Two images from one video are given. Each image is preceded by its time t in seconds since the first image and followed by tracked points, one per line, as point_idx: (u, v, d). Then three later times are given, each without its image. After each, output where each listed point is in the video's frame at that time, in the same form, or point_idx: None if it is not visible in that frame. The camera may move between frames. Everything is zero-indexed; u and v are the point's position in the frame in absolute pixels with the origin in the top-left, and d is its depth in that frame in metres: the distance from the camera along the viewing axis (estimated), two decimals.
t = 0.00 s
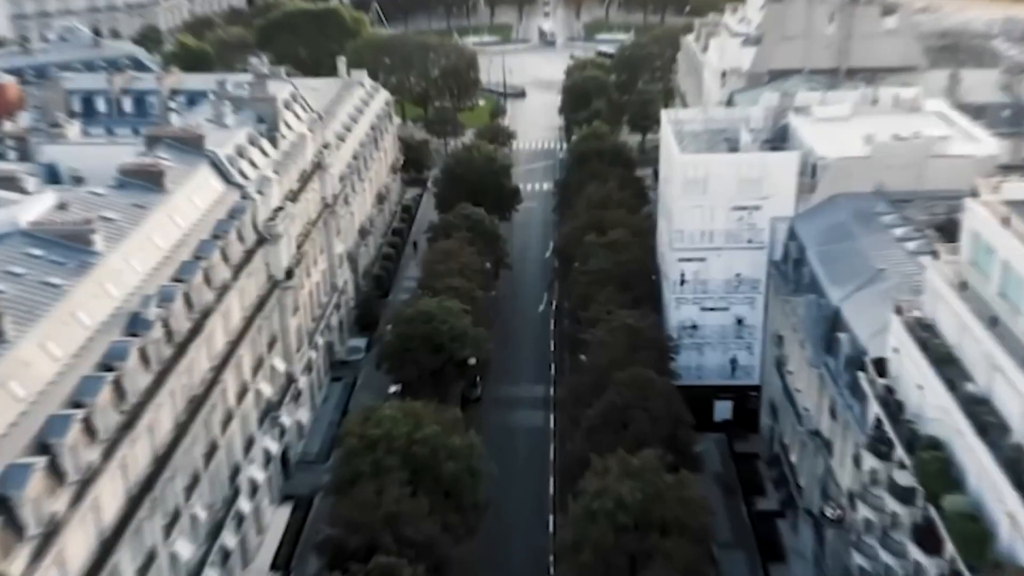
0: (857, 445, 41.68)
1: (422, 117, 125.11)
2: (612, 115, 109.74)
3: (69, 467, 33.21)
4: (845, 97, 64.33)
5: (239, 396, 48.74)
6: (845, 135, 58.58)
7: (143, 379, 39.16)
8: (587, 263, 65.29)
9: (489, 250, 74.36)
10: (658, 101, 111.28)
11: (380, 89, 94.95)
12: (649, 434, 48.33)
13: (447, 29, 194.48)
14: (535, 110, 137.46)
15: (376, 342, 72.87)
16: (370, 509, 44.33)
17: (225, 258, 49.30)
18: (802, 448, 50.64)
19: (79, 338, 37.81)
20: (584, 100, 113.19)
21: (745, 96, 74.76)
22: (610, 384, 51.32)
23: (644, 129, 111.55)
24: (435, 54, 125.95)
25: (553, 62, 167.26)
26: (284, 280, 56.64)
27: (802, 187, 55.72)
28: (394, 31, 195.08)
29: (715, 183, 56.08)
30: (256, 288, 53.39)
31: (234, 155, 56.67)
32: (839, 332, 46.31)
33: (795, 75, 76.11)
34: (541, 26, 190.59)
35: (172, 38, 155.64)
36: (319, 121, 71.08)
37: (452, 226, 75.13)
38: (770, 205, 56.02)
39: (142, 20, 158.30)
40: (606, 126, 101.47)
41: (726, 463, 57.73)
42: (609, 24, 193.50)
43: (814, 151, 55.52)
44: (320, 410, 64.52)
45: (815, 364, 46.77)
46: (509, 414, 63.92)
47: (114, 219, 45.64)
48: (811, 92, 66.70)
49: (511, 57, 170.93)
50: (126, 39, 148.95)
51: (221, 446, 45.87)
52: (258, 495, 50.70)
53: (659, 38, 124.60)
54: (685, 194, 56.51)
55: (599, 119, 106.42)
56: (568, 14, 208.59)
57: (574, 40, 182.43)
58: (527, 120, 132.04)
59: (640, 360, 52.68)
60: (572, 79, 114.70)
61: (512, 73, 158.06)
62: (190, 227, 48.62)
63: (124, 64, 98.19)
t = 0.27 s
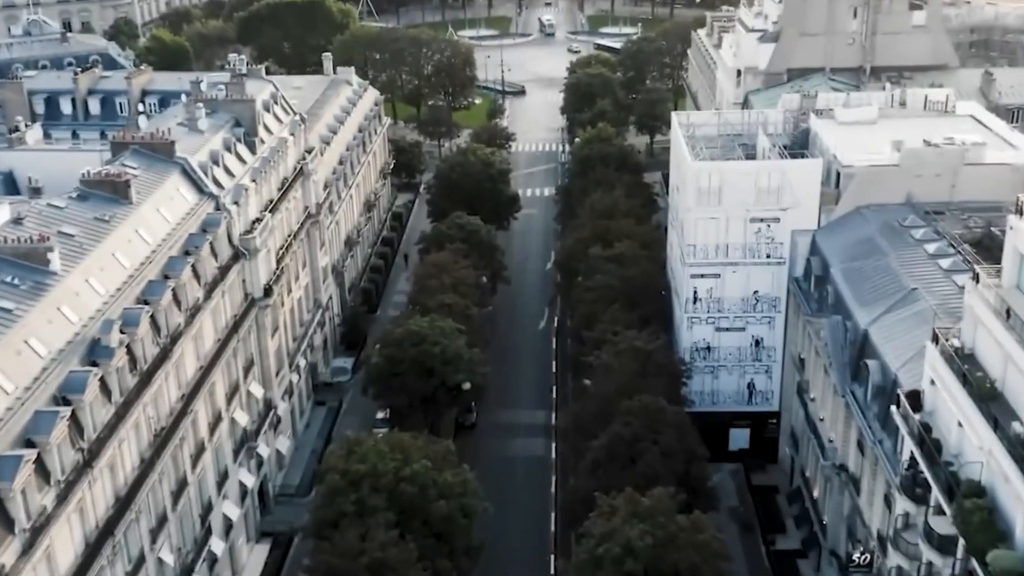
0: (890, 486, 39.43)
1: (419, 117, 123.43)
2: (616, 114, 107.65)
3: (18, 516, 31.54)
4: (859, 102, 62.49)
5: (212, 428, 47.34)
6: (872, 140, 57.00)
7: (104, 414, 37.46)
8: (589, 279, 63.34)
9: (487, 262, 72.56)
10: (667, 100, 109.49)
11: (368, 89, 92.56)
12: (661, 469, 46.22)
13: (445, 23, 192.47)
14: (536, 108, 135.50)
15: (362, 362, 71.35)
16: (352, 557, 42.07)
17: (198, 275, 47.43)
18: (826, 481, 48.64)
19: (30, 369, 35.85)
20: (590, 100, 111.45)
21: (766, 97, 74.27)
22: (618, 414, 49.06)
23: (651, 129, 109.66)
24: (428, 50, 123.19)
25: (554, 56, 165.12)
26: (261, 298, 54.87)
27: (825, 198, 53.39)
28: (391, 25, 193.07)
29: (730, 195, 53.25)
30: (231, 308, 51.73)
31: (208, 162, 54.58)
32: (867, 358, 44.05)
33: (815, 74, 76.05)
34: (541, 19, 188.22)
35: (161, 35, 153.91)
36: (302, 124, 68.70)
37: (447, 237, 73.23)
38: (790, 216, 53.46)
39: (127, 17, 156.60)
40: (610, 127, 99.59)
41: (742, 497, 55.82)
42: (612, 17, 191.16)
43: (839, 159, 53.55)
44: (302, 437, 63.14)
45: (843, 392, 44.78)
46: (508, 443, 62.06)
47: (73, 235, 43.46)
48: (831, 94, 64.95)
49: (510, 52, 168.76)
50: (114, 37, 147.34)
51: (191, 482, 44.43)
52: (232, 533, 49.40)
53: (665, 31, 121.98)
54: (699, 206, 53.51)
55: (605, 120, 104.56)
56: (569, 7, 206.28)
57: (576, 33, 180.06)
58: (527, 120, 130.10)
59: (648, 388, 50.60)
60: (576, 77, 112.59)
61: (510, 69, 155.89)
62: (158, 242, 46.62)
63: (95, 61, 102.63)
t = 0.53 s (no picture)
0: (904, 520, 38.52)
1: (418, 128, 123.00)
2: (617, 125, 107.02)
3: None
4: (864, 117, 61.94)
5: (200, 455, 46.71)
6: (882, 157, 56.09)
7: (84, 446, 36.71)
8: (589, 298, 62.78)
9: (485, 278, 72.01)
10: (668, 111, 108.99)
11: (365, 100, 92.08)
12: (664, 501, 45.49)
13: (445, 31, 192.38)
14: (536, 119, 135.07)
15: (356, 381, 70.84)
16: None
17: (185, 298, 46.75)
18: (835, 511, 48.00)
19: (6, 401, 34.81)
20: (590, 111, 111.11)
21: (771, 110, 73.54)
22: (621, 441, 48.60)
23: (652, 140, 109.14)
24: (427, 60, 122.72)
25: (554, 65, 164.81)
26: (253, 318, 54.27)
27: (833, 215, 52.37)
28: (390, 33, 193.01)
29: (735, 213, 52.31)
30: (221, 331, 51.11)
31: (196, 179, 53.94)
32: (879, 385, 43.03)
33: (821, 86, 75.43)
34: (541, 27, 187.85)
35: (158, 44, 153.95)
36: (296, 137, 68.08)
37: (444, 253, 72.62)
38: (797, 234, 52.46)
39: (122, 26, 156.79)
40: (611, 140, 99.14)
41: (748, 523, 54.92)
42: (613, 25, 190.83)
43: (848, 176, 52.58)
44: (295, 460, 62.61)
45: (853, 419, 43.89)
46: (506, 466, 61.49)
47: (54, 258, 42.77)
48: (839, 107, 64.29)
49: (510, 61, 168.46)
50: (111, 47, 147.57)
51: (176, 513, 43.79)
52: (221, 562, 48.83)
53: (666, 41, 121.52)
54: (703, 225, 52.57)
55: (605, 131, 104.05)
56: (569, 15, 206.07)
57: (577, 42, 179.68)
58: (527, 130, 129.63)
59: (650, 413, 50.06)
60: (576, 87, 112.18)
61: (510, 79, 155.48)
62: (143, 264, 45.92)
63: (87, 72, 103.44)
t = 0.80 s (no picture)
0: (920, 555, 37.50)
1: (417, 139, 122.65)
2: (619, 137, 106.53)
3: None
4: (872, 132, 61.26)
5: (188, 485, 46.11)
6: (892, 174, 55.44)
7: (64, 481, 36.05)
8: (590, 317, 62.13)
9: (484, 295, 71.38)
10: (669, 124, 108.48)
11: (361, 112, 91.62)
12: (669, 533, 44.70)
13: (444, 40, 192.23)
14: (536, 129, 134.61)
15: (352, 400, 70.20)
16: None
17: (173, 322, 46.09)
18: (846, 543, 47.01)
19: None
20: (591, 122, 110.53)
21: (777, 124, 73.14)
22: (624, 469, 48.15)
23: (654, 151, 108.60)
24: (427, 71, 122.21)
25: (554, 75, 164.40)
26: (244, 340, 53.60)
27: (842, 234, 51.49)
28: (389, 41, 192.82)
29: (741, 232, 51.65)
30: (210, 354, 50.44)
31: (185, 198, 53.32)
32: (893, 413, 41.89)
33: (827, 99, 74.86)
34: (542, 36, 187.54)
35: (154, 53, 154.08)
36: (289, 152, 67.47)
37: (443, 269, 71.95)
38: (805, 254, 51.66)
39: (118, 34, 156.98)
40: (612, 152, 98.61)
41: (755, 552, 53.98)
42: (613, 34, 190.47)
43: (857, 194, 51.73)
44: (288, 484, 61.91)
45: (865, 448, 42.81)
46: (505, 490, 60.85)
47: (35, 282, 42.08)
48: (847, 121, 63.62)
49: (510, 71, 168.11)
50: (107, 55, 147.52)
51: (162, 546, 43.13)
52: None
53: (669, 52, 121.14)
54: (708, 243, 52.07)
55: (606, 144, 103.54)
56: (569, 24, 205.81)
57: (577, 51, 179.33)
58: (528, 141, 129.14)
59: (654, 440, 49.63)
60: (576, 98, 111.72)
61: (510, 89, 155.09)
62: (129, 286, 45.22)
63: (80, 83, 103.61)
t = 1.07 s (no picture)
0: None
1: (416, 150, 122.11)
2: (619, 148, 105.92)
3: None
4: (881, 147, 60.60)
5: (175, 516, 45.62)
6: (904, 193, 54.37)
7: (41, 520, 35.39)
8: (592, 335, 61.55)
9: (483, 312, 70.86)
10: (670, 135, 107.98)
11: (359, 124, 91.24)
12: (674, 568, 44.21)
13: (444, 49, 192.01)
14: (536, 140, 134.17)
15: (347, 420, 69.69)
16: None
17: (159, 347, 45.50)
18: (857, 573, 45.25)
19: None
20: (592, 133, 110.05)
21: (784, 139, 72.47)
22: (627, 500, 47.63)
23: (655, 163, 108.15)
24: (425, 81, 121.78)
25: (555, 85, 164.02)
26: (234, 364, 52.98)
27: (852, 254, 50.81)
28: (388, 50, 192.65)
29: (747, 252, 51.07)
30: (199, 378, 49.82)
31: (174, 217, 52.65)
32: (907, 444, 40.52)
33: (833, 112, 74.54)
34: (544, 44, 187.37)
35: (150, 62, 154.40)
36: (284, 168, 66.94)
37: (440, 286, 71.48)
38: (814, 275, 50.97)
39: (115, 43, 157.56)
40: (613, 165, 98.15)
41: None
42: (614, 43, 190.14)
43: (868, 212, 51.11)
44: (282, 509, 61.41)
45: (879, 480, 41.38)
46: (504, 516, 60.23)
47: (14, 307, 41.26)
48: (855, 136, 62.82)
49: (510, 80, 167.73)
50: (103, 65, 147.73)
51: None
52: None
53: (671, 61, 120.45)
54: (713, 263, 51.34)
55: (606, 156, 103.02)
56: (569, 32, 205.54)
57: (578, 59, 178.95)
58: (528, 152, 128.76)
59: (659, 470, 49.10)
60: (576, 110, 111.41)
61: (510, 99, 154.63)
62: (114, 311, 44.58)
63: (73, 94, 104.20)
